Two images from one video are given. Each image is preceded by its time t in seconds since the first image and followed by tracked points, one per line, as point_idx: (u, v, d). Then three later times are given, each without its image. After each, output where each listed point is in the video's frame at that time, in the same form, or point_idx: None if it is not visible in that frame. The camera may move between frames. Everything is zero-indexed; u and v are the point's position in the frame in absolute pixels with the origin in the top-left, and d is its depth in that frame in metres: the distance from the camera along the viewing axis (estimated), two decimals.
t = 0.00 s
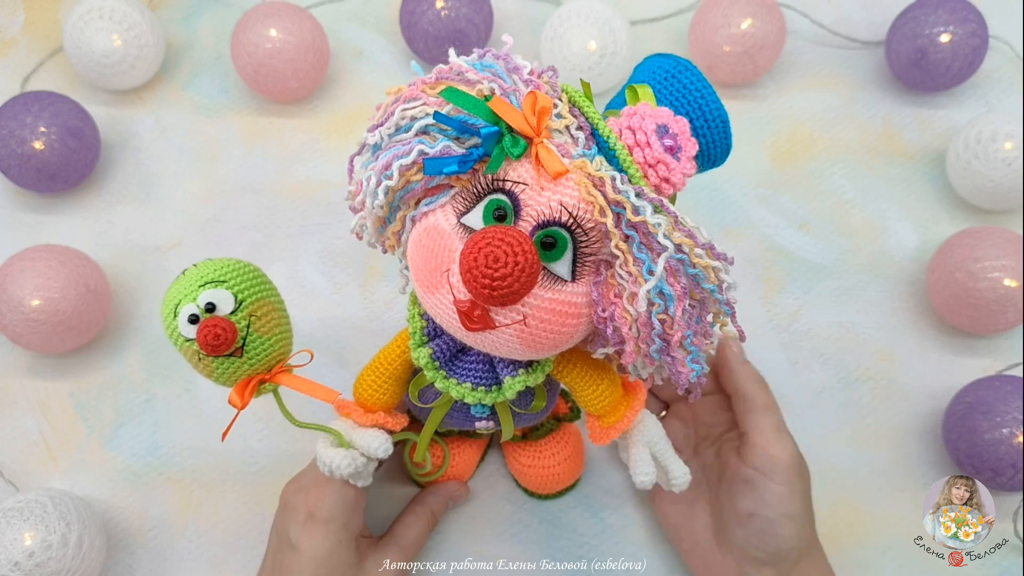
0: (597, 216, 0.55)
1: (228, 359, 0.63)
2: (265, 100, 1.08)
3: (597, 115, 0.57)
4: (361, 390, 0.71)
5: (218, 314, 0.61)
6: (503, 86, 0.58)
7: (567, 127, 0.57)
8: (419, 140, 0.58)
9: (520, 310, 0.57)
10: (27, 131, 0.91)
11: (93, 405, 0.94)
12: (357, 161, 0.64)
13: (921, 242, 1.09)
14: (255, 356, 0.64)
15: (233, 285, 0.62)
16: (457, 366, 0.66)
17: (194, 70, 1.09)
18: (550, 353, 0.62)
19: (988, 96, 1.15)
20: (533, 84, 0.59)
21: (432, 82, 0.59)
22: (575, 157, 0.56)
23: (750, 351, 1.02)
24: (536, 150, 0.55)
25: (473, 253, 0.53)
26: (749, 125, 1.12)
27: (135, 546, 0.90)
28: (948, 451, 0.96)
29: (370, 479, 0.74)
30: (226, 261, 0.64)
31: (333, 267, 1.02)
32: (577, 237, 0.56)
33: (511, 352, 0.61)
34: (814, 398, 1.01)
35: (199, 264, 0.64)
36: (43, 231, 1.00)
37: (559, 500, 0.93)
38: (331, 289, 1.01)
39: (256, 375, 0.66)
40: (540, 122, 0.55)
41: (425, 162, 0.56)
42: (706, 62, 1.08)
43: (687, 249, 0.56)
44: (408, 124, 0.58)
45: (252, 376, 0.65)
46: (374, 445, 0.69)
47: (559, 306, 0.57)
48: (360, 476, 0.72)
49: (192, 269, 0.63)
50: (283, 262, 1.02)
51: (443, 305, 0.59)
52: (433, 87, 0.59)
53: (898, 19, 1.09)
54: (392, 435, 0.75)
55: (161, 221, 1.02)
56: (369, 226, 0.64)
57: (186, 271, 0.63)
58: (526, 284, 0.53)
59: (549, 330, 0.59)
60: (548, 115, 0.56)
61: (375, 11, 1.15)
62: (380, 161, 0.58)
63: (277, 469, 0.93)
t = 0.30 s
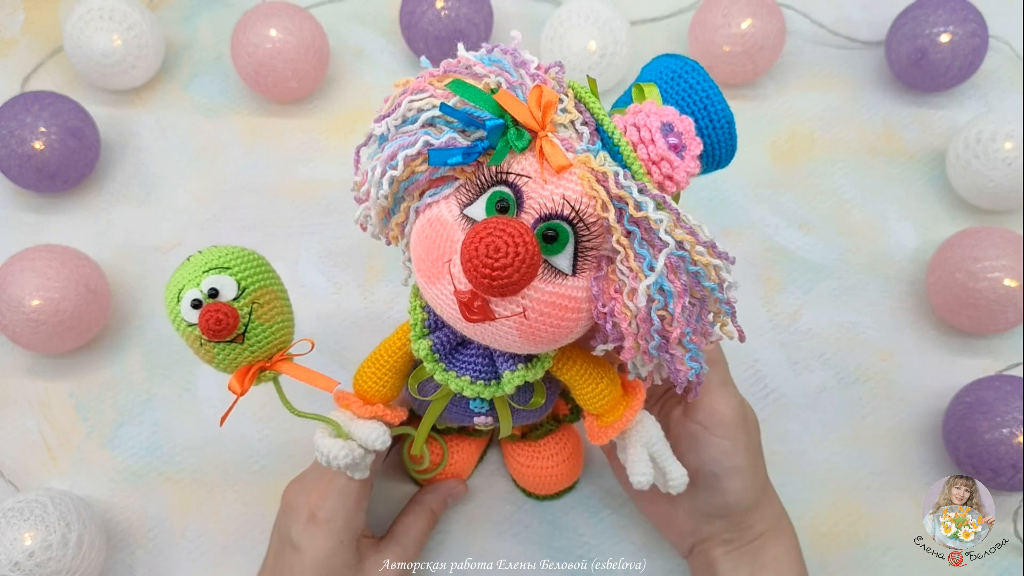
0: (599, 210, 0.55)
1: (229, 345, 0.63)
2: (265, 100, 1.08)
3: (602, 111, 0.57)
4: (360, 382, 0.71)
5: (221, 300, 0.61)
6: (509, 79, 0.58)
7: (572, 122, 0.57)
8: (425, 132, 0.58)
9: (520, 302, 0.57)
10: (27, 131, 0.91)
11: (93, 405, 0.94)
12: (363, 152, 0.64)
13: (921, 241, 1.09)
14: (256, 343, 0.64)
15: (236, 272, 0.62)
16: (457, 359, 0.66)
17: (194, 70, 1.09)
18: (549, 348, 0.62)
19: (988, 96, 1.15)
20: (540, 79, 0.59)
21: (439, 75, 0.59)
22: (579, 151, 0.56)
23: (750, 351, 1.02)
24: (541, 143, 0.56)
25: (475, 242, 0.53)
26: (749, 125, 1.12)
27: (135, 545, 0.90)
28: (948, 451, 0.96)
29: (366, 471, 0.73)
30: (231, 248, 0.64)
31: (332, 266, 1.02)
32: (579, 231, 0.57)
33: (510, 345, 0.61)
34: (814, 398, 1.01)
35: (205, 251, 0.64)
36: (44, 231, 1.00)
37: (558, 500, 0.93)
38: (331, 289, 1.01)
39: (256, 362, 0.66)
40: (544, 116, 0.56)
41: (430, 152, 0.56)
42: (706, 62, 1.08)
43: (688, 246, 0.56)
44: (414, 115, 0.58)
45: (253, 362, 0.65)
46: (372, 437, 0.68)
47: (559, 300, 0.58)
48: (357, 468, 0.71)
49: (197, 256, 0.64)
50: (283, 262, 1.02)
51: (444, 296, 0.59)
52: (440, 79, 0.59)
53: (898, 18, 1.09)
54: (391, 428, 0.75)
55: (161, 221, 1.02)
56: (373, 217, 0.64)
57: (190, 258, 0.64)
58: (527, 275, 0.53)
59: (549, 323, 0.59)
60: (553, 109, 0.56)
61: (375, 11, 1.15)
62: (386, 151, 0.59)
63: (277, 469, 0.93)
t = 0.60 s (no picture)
0: (596, 174, 0.56)
1: (233, 337, 0.63)
2: (265, 100, 1.08)
3: (594, 82, 0.59)
4: (364, 375, 0.71)
5: (224, 291, 0.62)
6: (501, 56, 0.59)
7: (565, 93, 0.59)
8: (423, 110, 0.59)
9: (523, 268, 0.57)
10: (27, 131, 0.91)
11: (93, 405, 0.94)
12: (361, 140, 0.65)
13: (921, 241, 1.09)
14: (260, 335, 0.64)
15: (238, 264, 0.63)
16: (461, 341, 0.66)
17: (194, 69, 1.09)
18: (553, 321, 0.62)
19: (988, 95, 1.15)
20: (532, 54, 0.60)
21: (434, 58, 0.61)
22: (574, 120, 0.57)
23: (750, 350, 1.02)
24: (536, 113, 0.56)
25: (478, 206, 0.54)
26: (749, 125, 1.12)
27: (135, 545, 0.90)
28: (948, 451, 0.96)
29: (372, 467, 0.72)
30: (233, 244, 0.65)
31: (333, 266, 1.02)
32: (577, 195, 0.57)
33: (514, 316, 0.61)
34: (814, 398, 1.01)
35: (205, 246, 0.65)
36: (43, 231, 1.00)
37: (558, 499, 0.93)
38: (330, 289, 1.01)
39: (259, 355, 0.66)
40: (539, 86, 0.57)
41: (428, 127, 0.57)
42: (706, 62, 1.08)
43: (684, 205, 0.58)
44: (411, 97, 0.60)
45: (255, 355, 0.65)
46: (377, 428, 0.68)
47: (561, 266, 0.58)
48: (361, 463, 0.70)
49: (198, 251, 0.64)
50: (283, 262, 1.02)
51: (447, 270, 0.60)
52: (433, 61, 0.60)
53: (898, 18, 1.09)
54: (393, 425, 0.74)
55: (161, 221, 1.02)
56: (374, 203, 0.65)
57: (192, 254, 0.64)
58: (531, 236, 0.54)
59: (552, 290, 0.59)
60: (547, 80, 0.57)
61: (375, 11, 1.15)
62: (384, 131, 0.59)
63: (277, 469, 0.93)
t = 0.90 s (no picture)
0: (614, 156, 0.57)
1: (243, 312, 0.62)
2: (265, 100, 1.08)
3: (612, 71, 0.60)
4: (371, 364, 0.71)
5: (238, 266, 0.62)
6: (523, 42, 0.60)
7: (583, 80, 0.59)
8: (444, 92, 0.60)
9: (539, 247, 0.58)
10: (27, 131, 0.91)
11: (93, 405, 0.94)
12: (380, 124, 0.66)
13: (921, 242, 1.09)
14: (270, 313, 0.64)
15: (254, 242, 0.63)
16: (472, 329, 0.66)
17: (194, 70, 1.09)
18: (567, 306, 0.63)
19: (988, 95, 1.15)
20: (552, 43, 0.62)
21: (457, 45, 0.62)
22: (592, 105, 0.58)
23: (750, 351, 1.02)
24: (557, 96, 0.58)
25: (498, 178, 0.55)
26: (749, 125, 1.12)
27: (135, 545, 0.90)
28: (948, 451, 0.96)
29: (373, 459, 0.71)
30: (250, 223, 0.65)
31: (333, 266, 1.02)
32: (594, 177, 0.58)
33: (528, 299, 0.61)
34: (814, 398, 1.01)
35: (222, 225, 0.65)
36: (43, 231, 1.00)
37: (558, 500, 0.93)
38: (331, 289, 1.01)
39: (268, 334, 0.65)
40: (560, 71, 0.58)
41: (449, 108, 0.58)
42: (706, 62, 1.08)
43: (699, 191, 0.58)
44: (433, 82, 0.61)
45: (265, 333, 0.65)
46: (380, 415, 0.67)
47: (576, 247, 0.58)
48: (361, 453, 0.69)
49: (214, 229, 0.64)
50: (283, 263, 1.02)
51: (463, 249, 0.60)
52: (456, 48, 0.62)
53: (898, 18, 1.09)
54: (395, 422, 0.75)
55: (161, 221, 1.02)
56: (390, 186, 0.66)
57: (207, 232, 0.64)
58: (549, 209, 0.55)
59: (567, 272, 0.59)
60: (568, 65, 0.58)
61: (375, 12, 1.15)
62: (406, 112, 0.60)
63: (277, 469, 0.93)
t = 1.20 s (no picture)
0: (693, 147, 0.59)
1: (310, 234, 0.63)
2: (266, 100, 1.08)
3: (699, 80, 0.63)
4: (404, 332, 0.69)
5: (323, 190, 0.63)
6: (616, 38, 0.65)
7: (668, 78, 0.62)
8: (537, 68, 0.63)
9: (609, 221, 0.59)
10: (27, 131, 0.91)
11: (92, 405, 0.94)
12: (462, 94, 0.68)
13: (922, 242, 1.09)
14: (335, 246, 0.64)
15: (344, 177, 0.64)
16: (518, 306, 0.66)
17: (194, 70, 1.09)
18: (620, 294, 0.63)
19: (988, 96, 1.15)
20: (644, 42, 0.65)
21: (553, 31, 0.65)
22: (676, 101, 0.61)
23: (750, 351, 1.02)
24: (644, 84, 0.60)
25: (585, 141, 0.56)
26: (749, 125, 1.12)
27: (135, 545, 0.90)
28: (948, 451, 0.96)
29: (377, 433, 0.66)
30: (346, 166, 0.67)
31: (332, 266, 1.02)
32: (669, 166, 0.60)
33: (587, 276, 0.61)
34: (814, 398, 1.01)
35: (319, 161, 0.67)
36: (43, 232, 1.00)
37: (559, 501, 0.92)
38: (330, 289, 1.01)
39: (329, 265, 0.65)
40: (651, 63, 0.61)
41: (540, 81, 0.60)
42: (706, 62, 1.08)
43: (768, 193, 0.61)
44: (524, 59, 0.64)
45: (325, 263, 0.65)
46: (403, 378, 0.64)
47: (644, 227, 0.59)
48: (368, 419, 0.64)
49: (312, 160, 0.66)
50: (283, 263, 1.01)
51: (531, 216, 0.61)
52: (550, 33, 0.65)
53: (898, 19, 1.09)
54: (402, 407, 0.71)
55: (162, 221, 1.02)
56: (459, 152, 0.67)
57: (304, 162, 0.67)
58: (629, 179, 0.56)
59: (631, 253, 0.60)
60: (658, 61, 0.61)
61: (376, 12, 1.15)
62: (495, 81, 0.63)
63: (277, 470, 0.93)
